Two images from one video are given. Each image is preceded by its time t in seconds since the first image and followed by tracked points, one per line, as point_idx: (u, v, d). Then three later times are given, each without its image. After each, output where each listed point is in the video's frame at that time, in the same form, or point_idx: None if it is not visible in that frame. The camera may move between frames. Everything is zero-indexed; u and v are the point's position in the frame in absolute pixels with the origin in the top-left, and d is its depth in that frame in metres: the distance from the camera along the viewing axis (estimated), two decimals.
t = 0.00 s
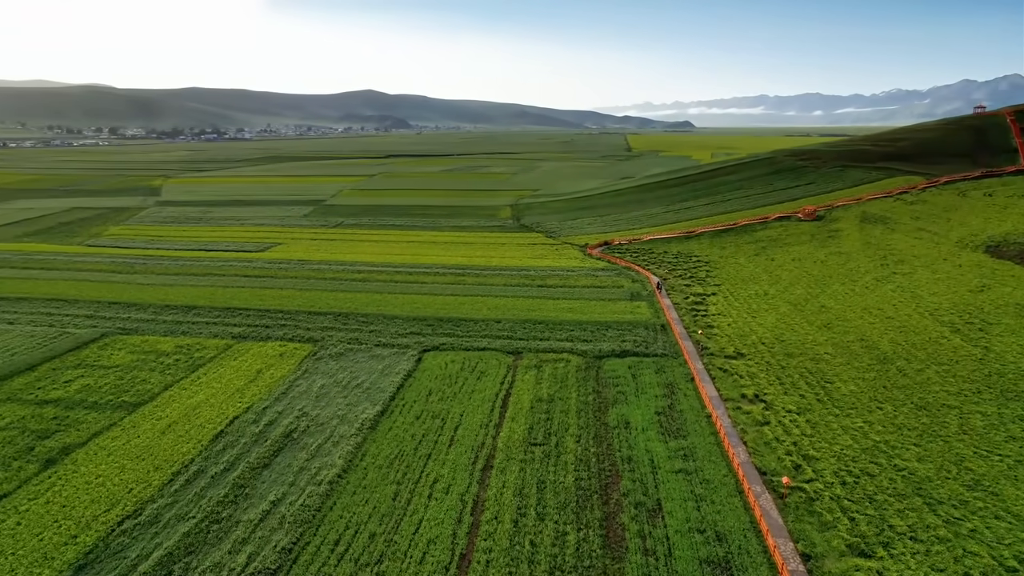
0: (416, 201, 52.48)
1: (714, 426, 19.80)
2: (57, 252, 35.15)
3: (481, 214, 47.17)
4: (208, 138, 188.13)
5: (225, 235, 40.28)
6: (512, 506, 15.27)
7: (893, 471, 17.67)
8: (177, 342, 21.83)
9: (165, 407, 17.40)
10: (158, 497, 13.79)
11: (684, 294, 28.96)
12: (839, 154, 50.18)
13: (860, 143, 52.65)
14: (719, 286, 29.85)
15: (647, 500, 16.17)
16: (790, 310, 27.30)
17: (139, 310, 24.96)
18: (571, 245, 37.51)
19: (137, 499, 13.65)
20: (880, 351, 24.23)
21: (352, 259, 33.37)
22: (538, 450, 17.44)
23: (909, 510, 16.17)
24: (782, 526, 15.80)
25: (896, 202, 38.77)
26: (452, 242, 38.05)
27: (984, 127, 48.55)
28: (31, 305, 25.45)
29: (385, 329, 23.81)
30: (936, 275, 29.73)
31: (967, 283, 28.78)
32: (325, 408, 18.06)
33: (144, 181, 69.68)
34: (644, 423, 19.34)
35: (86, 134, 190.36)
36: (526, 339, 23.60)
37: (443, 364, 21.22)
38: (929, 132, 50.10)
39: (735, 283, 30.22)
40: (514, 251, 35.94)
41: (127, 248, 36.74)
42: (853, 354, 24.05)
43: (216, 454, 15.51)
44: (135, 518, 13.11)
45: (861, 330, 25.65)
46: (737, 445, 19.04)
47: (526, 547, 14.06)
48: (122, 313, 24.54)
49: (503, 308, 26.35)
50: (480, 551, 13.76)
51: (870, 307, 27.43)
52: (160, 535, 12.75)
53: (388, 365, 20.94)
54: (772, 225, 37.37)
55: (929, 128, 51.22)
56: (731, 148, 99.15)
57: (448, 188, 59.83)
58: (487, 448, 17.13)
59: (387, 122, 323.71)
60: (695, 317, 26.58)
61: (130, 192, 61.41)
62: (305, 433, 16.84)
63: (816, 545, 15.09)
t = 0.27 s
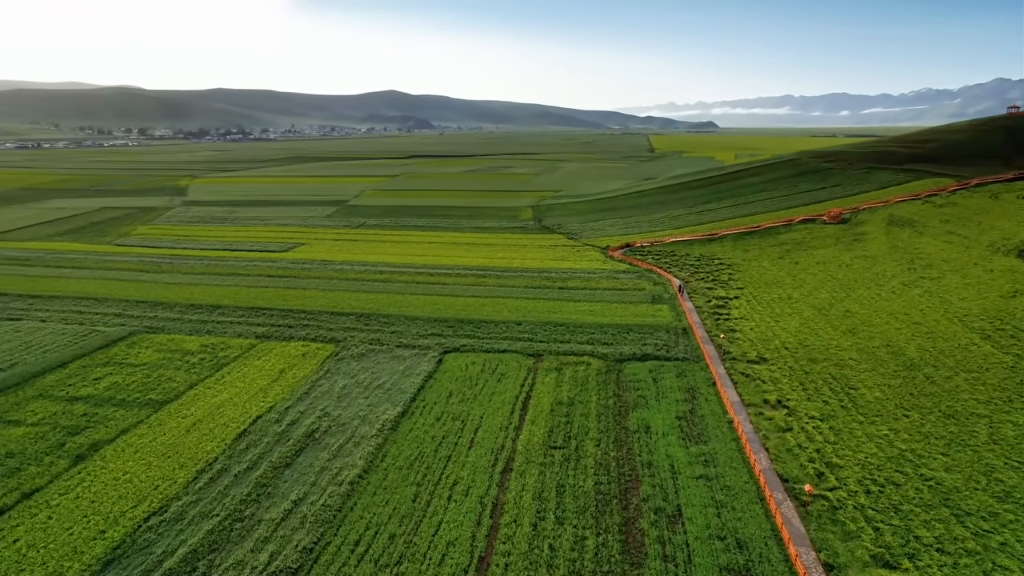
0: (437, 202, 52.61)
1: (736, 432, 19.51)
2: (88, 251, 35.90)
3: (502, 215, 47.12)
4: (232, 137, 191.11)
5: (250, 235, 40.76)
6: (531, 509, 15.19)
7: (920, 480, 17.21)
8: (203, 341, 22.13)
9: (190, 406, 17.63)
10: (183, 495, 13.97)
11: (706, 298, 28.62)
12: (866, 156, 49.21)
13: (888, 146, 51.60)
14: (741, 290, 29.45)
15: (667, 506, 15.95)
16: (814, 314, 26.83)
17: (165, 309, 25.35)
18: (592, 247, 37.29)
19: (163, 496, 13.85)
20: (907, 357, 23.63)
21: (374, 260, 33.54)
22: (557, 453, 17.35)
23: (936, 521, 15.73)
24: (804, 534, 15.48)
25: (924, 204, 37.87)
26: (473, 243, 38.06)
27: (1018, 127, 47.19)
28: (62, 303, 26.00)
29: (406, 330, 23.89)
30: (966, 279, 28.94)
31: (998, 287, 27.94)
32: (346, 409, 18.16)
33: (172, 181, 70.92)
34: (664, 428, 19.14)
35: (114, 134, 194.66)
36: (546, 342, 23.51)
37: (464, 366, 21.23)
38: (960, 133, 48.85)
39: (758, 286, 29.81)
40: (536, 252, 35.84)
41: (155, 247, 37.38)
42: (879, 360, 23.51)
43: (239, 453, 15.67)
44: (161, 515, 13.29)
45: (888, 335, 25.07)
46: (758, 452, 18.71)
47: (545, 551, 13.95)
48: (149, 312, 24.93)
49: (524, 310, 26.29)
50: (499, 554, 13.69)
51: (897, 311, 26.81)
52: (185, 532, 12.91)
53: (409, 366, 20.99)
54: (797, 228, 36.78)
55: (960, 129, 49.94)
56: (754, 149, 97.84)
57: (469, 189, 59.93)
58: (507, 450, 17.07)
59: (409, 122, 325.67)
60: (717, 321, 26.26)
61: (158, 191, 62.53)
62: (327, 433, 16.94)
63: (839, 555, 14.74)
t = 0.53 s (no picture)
0: (456, 203, 52.66)
1: (755, 437, 19.25)
2: (114, 250, 36.49)
3: (521, 216, 47.05)
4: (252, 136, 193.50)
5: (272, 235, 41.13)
6: (548, 512, 15.10)
7: (944, 490, 16.81)
8: (224, 340, 22.33)
9: (211, 404, 17.83)
10: (204, 493, 14.11)
11: (726, 301, 28.31)
12: (891, 158, 48.36)
13: (912, 147, 50.65)
14: (762, 293, 29.10)
15: (685, 511, 15.75)
16: (835, 318, 26.41)
17: (188, 308, 25.66)
18: (611, 249, 37.08)
19: (185, 493, 14.00)
20: (931, 362, 23.09)
21: (393, 261, 33.66)
22: (574, 457, 17.26)
23: (961, 532, 15.36)
24: (823, 542, 15.20)
25: (950, 207, 37.09)
26: (492, 244, 38.05)
27: None
28: (89, 301, 26.44)
29: (424, 331, 23.94)
30: (993, 283, 28.23)
31: None
32: (365, 409, 18.25)
33: (194, 181, 71.88)
34: (682, 432, 18.95)
35: (137, 134, 198.07)
36: (564, 344, 23.42)
37: (481, 368, 21.24)
38: (988, 134, 47.76)
39: (778, 289, 29.43)
40: (554, 254, 35.74)
41: (178, 247, 37.88)
42: (902, 365, 23.02)
43: (259, 452, 15.80)
44: (183, 512, 13.45)
45: (911, 340, 24.56)
46: (778, 458, 18.40)
47: (561, 555, 13.85)
48: (172, 311, 25.25)
49: (542, 312, 26.22)
50: (515, 557, 13.61)
51: (921, 316, 26.25)
52: (206, 530, 13.03)
53: (427, 367, 21.04)
54: (818, 230, 36.26)
55: (988, 130, 48.81)
56: (775, 150, 96.67)
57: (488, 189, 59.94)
58: (524, 453, 17.02)
59: (430, 123, 327.10)
60: (737, 325, 25.97)
61: (180, 191, 63.40)
62: (345, 433, 17.02)
63: (860, 565, 14.43)
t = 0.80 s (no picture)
0: (477, 204, 52.67)
1: (777, 443, 18.93)
2: (141, 249, 37.18)
3: (542, 217, 46.95)
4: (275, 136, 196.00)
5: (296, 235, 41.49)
6: (567, 516, 14.98)
7: (973, 502, 16.33)
8: (248, 340, 22.59)
9: (235, 403, 18.04)
10: (227, 491, 14.28)
11: (749, 305, 27.94)
12: (920, 160, 47.31)
13: (942, 149, 49.49)
14: (785, 297, 28.67)
15: (705, 518, 15.52)
16: (861, 324, 25.90)
17: (213, 307, 26.00)
18: (633, 251, 36.81)
19: (208, 491, 14.17)
20: (960, 369, 22.45)
21: (415, 262, 33.78)
22: (594, 461, 17.13)
23: (991, 545, 14.88)
24: (847, 552, 14.85)
25: (982, 210, 36.15)
26: (513, 245, 38.01)
27: None
28: (117, 300, 26.92)
29: (445, 332, 23.99)
30: None
31: None
32: (386, 410, 18.32)
33: (219, 181, 72.91)
34: (703, 438, 18.71)
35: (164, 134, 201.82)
36: (585, 347, 23.29)
37: (502, 370, 21.22)
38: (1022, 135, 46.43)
39: (802, 293, 28.97)
40: (575, 256, 35.59)
41: (204, 247, 38.44)
42: (930, 371, 22.42)
43: (281, 451, 15.95)
44: (206, 509, 13.61)
45: (940, 346, 23.94)
46: (800, 465, 18.03)
47: (580, 560, 13.72)
48: (197, 310, 25.60)
49: (563, 314, 26.13)
50: (534, 561, 13.52)
51: (950, 322, 25.58)
52: (229, 528, 13.17)
53: (448, 368, 21.06)
54: (844, 233, 35.62)
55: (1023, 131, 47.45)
56: (799, 151, 95.25)
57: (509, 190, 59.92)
58: (544, 456, 16.95)
59: (452, 123, 328.51)
60: (760, 329, 25.61)
61: (205, 191, 64.34)
62: (366, 434, 17.10)
63: None
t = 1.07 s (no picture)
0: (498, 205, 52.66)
1: (800, 450, 18.50)
2: (168, 249, 37.80)
3: (563, 219, 46.78)
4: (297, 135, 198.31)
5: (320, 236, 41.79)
6: (586, 521, 14.82)
7: (1005, 514, 15.78)
8: (271, 339, 22.80)
9: (258, 403, 18.22)
10: (250, 490, 14.42)
11: (772, 309, 27.53)
12: (950, 162, 46.19)
13: (973, 150, 48.27)
14: (810, 301, 28.20)
15: (725, 524, 15.23)
16: (887, 329, 25.33)
17: (237, 307, 26.29)
18: (655, 253, 36.51)
19: (231, 490, 14.32)
20: (991, 377, 21.76)
21: (437, 263, 33.86)
22: (614, 465, 16.97)
23: None
24: (871, 562, 14.43)
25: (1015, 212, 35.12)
26: (534, 247, 37.94)
27: None
28: (144, 299, 27.35)
29: (466, 334, 24.01)
30: None
31: None
32: (406, 411, 18.37)
33: (243, 181, 73.80)
34: (724, 443, 18.41)
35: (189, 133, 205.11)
36: (605, 350, 23.16)
37: (522, 372, 21.17)
38: None
39: (827, 298, 28.50)
40: (597, 258, 35.40)
41: (229, 246, 38.91)
42: (960, 378, 21.75)
43: (303, 451, 16.07)
44: (229, 508, 13.76)
45: (970, 353, 23.26)
46: (823, 472, 17.60)
47: (599, 565, 13.55)
48: (222, 310, 25.92)
49: (584, 317, 26.02)
50: (553, 565, 13.39)
51: (980, 328, 24.85)
52: (252, 526, 13.30)
53: (468, 370, 21.07)
54: (870, 237, 34.93)
55: None
56: (825, 151, 93.70)
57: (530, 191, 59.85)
58: (564, 460, 16.85)
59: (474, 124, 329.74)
60: (783, 334, 25.22)
61: (230, 191, 65.18)
62: (387, 435, 17.17)
63: None
